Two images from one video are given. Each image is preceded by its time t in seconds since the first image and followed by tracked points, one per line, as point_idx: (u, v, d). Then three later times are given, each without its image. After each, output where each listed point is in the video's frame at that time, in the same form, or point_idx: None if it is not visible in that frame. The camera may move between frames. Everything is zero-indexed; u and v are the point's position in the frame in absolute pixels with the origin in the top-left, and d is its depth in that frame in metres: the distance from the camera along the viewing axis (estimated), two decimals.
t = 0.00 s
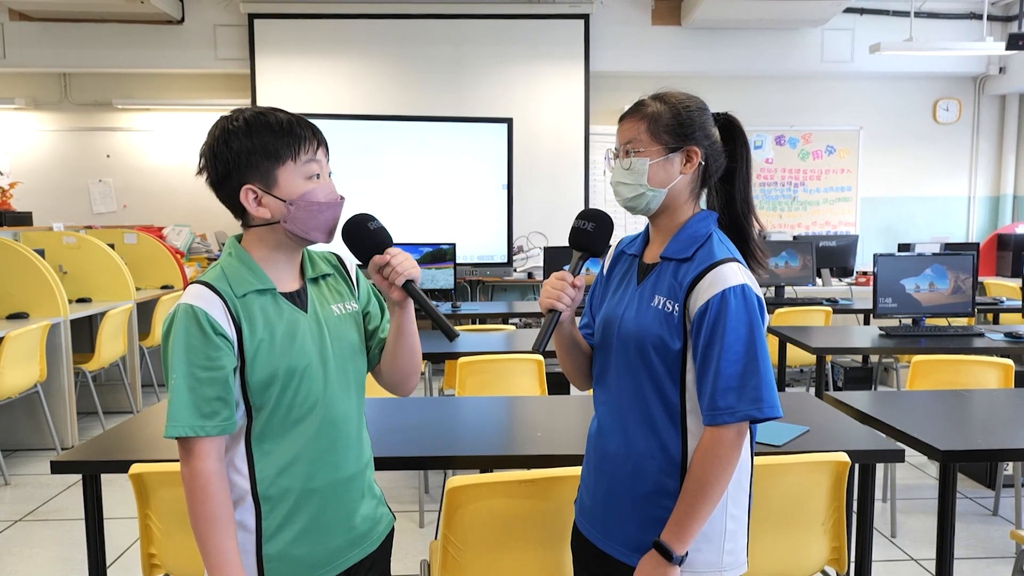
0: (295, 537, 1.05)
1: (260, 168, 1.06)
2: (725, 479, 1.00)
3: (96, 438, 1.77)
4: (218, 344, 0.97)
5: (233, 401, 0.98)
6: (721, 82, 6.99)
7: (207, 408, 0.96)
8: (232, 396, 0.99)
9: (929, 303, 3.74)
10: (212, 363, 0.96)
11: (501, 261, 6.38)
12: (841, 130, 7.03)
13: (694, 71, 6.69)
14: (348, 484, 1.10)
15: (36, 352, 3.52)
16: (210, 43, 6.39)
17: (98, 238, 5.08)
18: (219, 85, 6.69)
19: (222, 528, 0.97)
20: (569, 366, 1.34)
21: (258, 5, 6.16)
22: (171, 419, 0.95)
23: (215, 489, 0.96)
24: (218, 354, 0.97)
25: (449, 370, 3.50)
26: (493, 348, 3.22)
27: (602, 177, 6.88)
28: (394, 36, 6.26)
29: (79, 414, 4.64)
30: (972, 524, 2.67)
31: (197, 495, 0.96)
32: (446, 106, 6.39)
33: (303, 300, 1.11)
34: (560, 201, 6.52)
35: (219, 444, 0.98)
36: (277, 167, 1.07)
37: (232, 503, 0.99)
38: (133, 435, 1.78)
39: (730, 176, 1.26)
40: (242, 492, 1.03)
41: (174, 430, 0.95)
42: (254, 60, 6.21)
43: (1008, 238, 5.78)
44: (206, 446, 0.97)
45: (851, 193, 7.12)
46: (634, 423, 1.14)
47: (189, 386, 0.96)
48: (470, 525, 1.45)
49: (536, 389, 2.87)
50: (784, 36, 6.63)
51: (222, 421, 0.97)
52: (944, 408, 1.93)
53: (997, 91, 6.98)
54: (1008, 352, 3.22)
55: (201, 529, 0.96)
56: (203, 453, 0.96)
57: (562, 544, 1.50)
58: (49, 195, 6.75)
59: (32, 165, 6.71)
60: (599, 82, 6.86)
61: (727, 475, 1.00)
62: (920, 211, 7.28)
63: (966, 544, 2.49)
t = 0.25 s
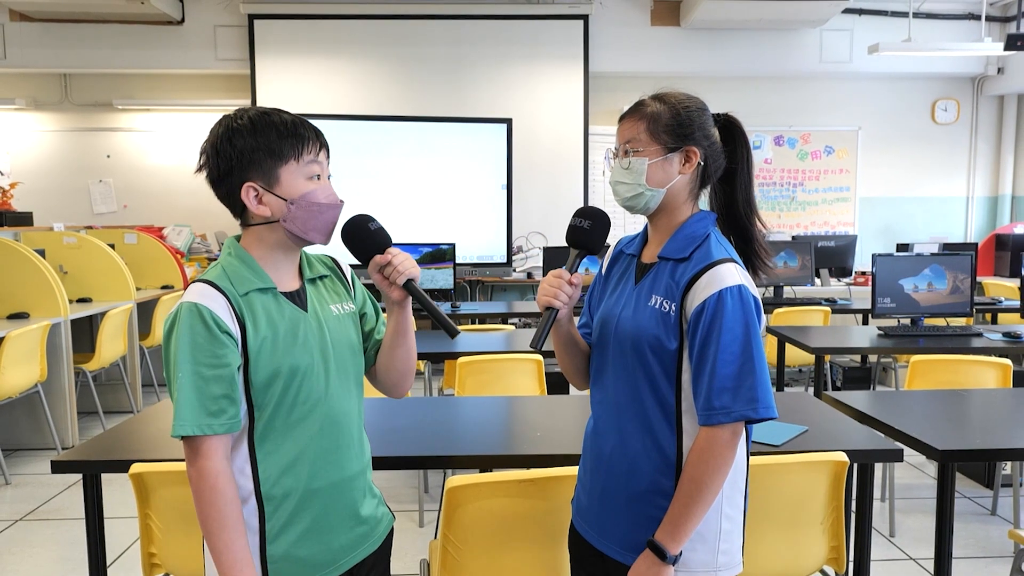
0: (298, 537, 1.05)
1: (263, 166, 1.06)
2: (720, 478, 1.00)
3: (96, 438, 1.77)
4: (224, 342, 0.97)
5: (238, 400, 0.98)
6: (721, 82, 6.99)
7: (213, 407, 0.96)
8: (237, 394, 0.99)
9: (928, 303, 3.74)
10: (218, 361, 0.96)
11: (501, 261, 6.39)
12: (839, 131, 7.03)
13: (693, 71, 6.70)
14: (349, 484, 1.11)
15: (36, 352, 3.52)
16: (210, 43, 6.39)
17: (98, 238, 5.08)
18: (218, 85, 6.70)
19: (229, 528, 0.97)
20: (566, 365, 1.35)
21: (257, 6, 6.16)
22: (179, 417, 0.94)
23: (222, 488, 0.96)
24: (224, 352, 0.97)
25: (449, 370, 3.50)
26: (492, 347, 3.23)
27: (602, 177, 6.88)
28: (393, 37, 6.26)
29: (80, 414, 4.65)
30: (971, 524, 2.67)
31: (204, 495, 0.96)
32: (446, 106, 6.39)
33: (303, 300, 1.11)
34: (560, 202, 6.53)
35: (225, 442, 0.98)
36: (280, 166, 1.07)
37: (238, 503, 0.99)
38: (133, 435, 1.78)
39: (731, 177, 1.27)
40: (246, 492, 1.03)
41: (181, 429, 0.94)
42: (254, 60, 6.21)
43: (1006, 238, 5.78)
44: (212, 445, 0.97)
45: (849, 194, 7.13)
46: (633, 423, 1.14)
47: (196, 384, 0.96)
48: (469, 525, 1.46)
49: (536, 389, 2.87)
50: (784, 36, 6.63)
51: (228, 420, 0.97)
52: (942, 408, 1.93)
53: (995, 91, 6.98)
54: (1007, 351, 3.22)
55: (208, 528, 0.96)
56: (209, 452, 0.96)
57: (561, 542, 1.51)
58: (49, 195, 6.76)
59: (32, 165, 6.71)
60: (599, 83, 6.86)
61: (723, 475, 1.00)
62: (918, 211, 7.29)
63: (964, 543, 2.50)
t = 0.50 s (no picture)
0: (298, 537, 1.06)
1: (265, 166, 1.07)
2: (717, 478, 1.01)
3: (97, 437, 1.77)
4: (227, 341, 0.97)
5: (240, 398, 0.99)
6: (720, 83, 6.99)
7: (216, 406, 0.96)
8: (240, 394, 0.99)
9: (926, 303, 3.74)
10: (221, 360, 0.97)
11: (500, 261, 6.39)
12: (838, 131, 7.03)
13: (692, 72, 6.70)
14: (348, 483, 1.11)
15: (37, 352, 3.53)
16: (210, 44, 6.40)
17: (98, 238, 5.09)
18: (218, 86, 6.70)
19: (229, 527, 0.97)
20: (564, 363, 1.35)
21: (257, 7, 6.17)
22: (182, 416, 0.94)
23: (222, 488, 0.96)
24: (227, 351, 0.97)
25: (448, 370, 3.51)
26: (492, 347, 3.23)
27: (600, 178, 6.89)
28: (393, 38, 6.27)
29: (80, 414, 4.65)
30: (969, 523, 2.68)
31: (205, 494, 0.96)
32: (445, 107, 6.40)
33: (305, 300, 1.12)
34: (559, 202, 6.54)
35: (226, 442, 0.98)
36: (281, 164, 1.08)
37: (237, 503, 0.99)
38: (133, 434, 1.79)
39: (729, 178, 1.27)
40: (246, 491, 1.03)
41: (184, 428, 0.95)
42: (254, 61, 6.22)
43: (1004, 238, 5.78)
44: (214, 444, 0.97)
45: (848, 194, 7.13)
46: (631, 423, 1.14)
47: (198, 383, 0.96)
48: (469, 524, 1.46)
49: (535, 388, 2.88)
50: (783, 37, 6.64)
51: (230, 419, 0.98)
52: (939, 408, 1.94)
53: (993, 92, 6.98)
54: (1005, 351, 3.23)
55: (209, 528, 0.96)
56: (211, 452, 0.97)
57: (560, 542, 1.51)
58: (49, 195, 6.76)
59: (32, 166, 6.72)
60: (598, 83, 6.87)
61: (720, 475, 1.00)
62: (916, 212, 7.29)
63: (962, 542, 2.50)
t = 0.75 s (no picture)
0: (294, 535, 1.06)
1: (274, 167, 1.07)
2: (716, 478, 1.01)
3: (97, 437, 1.78)
4: (225, 343, 0.98)
5: (236, 399, 0.99)
6: (720, 83, 7.00)
7: (212, 407, 0.97)
8: (236, 395, 1.00)
9: (924, 303, 3.75)
10: (218, 362, 0.97)
11: (499, 261, 6.39)
12: (837, 131, 7.03)
13: (692, 72, 6.70)
14: (345, 483, 1.12)
15: (38, 352, 3.53)
16: (211, 44, 6.40)
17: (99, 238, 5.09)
18: (218, 86, 6.71)
19: (225, 526, 0.98)
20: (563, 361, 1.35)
21: (256, 8, 6.17)
22: (177, 417, 0.95)
23: (218, 488, 0.97)
24: (225, 353, 0.97)
25: (448, 370, 3.51)
26: (491, 347, 3.24)
27: (599, 178, 6.90)
28: (392, 38, 6.27)
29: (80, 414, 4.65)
30: (967, 523, 2.68)
31: (201, 493, 0.96)
32: (444, 107, 6.40)
33: (304, 302, 1.12)
34: (558, 202, 6.55)
35: (221, 443, 0.99)
36: (292, 169, 1.08)
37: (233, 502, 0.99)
38: (134, 434, 1.79)
39: (730, 178, 1.28)
40: (242, 490, 1.03)
41: (180, 428, 0.95)
42: (253, 62, 6.22)
43: (1002, 238, 5.78)
44: (210, 444, 0.98)
45: (847, 194, 7.14)
46: (629, 422, 1.15)
47: (194, 384, 0.96)
48: (469, 524, 1.46)
49: (534, 388, 2.88)
50: (782, 37, 6.64)
51: (225, 420, 0.98)
52: (938, 407, 1.94)
53: (991, 92, 6.98)
54: (1003, 351, 3.23)
55: (204, 527, 0.97)
56: (207, 451, 0.97)
57: (559, 541, 1.52)
58: (50, 195, 6.76)
59: (32, 166, 6.72)
60: (597, 83, 6.87)
61: (718, 475, 1.01)
62: (915, 212, 7.29)
63: (961, 542, 2.50)
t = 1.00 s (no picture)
0: (286, 533, 1.06)
1: (293, 175, 1.07)
2: (715, 479, 1.01)
3: (98, 437, 1.78)
4: (229, 347, 0.98)
5: (234, 400, 1.00)
6: (719, 83, 7.00)
7: (210, 408, 0.98)
8: (235, 397, 1.00)
9: (923, 303, 3.75)
10: (221, 365, 0.98)
11: (499, 261, 6.39)
12: (836, 132, 7.04)
13: (691, 73, 6.71)
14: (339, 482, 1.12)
15: (38, 351, 3.54)
16: (211, 45, 6.40)
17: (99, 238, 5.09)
18: (218, 87, 6.72)
19: (217, 524, 0.99)
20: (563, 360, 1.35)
21: (256, 8, 6.17)
22: (176, 416, 0.96)
23: (211, 486, 0.98)
24: (228, 357, 0.98)
25: (447, 370, 3.51)
26: (490, 347, 3.24)
27: (599, 178, 6.90)
28: (392, 39, 6.28)
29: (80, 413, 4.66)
30: (966, 522, 2.68)
31: (195, 489, 0.97)
32: (444, 108, 6.40)
33: (309, 307, 1.13)
34: (557, 202, 6.55)
35: (218, 442, 1.00)
36: (311, 180, 1.08)
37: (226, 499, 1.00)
38: (135, 434, 1.79)
39: (731, 178, 1.28)
40: (235, 487, 1.04)
41: (177, 427, 0.96)
42: (253, 62, 6.23)
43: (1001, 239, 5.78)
44: (206, 443, 0.98)
45: (845, 194, 7.14)
46: (627, 421, 1.15)
47: (195, 385, 0.97)
48: (468, 523, 1.47)
49: (533, 388, 2.88)
50: (781, 38, 6.64)
51: (222, 421, 0.99)
52: (936, 407, 1.94)
53: (989, 92, 6.98)
54: (1001, 351, 3.23)
55: (198, 523, 0.98)
56: (203, 450, 0.98)
57: (557, 541, 1.52)
58: (50, 195, 6.77)
59: (33, 166, 6.72)
60: (596, 84, 6.87)
61: (716, 475, 1.01)
62: (913, 212, 7.30)
63: (959, 541, 2.51)
